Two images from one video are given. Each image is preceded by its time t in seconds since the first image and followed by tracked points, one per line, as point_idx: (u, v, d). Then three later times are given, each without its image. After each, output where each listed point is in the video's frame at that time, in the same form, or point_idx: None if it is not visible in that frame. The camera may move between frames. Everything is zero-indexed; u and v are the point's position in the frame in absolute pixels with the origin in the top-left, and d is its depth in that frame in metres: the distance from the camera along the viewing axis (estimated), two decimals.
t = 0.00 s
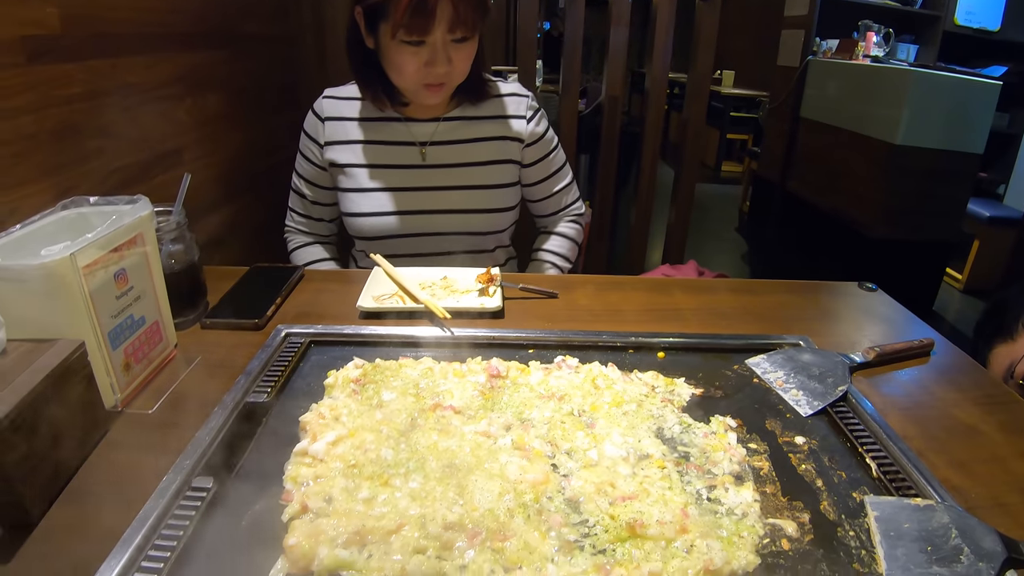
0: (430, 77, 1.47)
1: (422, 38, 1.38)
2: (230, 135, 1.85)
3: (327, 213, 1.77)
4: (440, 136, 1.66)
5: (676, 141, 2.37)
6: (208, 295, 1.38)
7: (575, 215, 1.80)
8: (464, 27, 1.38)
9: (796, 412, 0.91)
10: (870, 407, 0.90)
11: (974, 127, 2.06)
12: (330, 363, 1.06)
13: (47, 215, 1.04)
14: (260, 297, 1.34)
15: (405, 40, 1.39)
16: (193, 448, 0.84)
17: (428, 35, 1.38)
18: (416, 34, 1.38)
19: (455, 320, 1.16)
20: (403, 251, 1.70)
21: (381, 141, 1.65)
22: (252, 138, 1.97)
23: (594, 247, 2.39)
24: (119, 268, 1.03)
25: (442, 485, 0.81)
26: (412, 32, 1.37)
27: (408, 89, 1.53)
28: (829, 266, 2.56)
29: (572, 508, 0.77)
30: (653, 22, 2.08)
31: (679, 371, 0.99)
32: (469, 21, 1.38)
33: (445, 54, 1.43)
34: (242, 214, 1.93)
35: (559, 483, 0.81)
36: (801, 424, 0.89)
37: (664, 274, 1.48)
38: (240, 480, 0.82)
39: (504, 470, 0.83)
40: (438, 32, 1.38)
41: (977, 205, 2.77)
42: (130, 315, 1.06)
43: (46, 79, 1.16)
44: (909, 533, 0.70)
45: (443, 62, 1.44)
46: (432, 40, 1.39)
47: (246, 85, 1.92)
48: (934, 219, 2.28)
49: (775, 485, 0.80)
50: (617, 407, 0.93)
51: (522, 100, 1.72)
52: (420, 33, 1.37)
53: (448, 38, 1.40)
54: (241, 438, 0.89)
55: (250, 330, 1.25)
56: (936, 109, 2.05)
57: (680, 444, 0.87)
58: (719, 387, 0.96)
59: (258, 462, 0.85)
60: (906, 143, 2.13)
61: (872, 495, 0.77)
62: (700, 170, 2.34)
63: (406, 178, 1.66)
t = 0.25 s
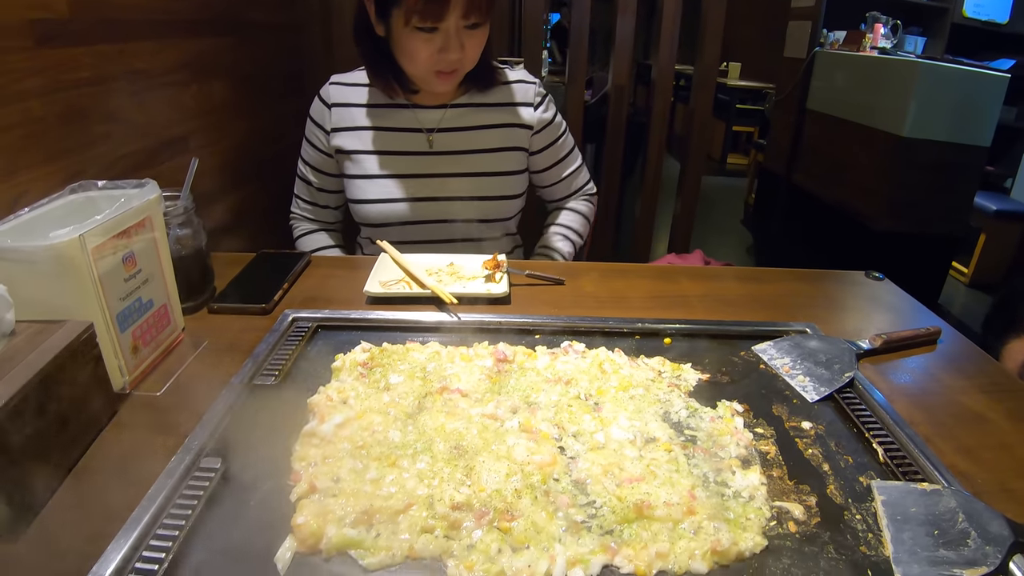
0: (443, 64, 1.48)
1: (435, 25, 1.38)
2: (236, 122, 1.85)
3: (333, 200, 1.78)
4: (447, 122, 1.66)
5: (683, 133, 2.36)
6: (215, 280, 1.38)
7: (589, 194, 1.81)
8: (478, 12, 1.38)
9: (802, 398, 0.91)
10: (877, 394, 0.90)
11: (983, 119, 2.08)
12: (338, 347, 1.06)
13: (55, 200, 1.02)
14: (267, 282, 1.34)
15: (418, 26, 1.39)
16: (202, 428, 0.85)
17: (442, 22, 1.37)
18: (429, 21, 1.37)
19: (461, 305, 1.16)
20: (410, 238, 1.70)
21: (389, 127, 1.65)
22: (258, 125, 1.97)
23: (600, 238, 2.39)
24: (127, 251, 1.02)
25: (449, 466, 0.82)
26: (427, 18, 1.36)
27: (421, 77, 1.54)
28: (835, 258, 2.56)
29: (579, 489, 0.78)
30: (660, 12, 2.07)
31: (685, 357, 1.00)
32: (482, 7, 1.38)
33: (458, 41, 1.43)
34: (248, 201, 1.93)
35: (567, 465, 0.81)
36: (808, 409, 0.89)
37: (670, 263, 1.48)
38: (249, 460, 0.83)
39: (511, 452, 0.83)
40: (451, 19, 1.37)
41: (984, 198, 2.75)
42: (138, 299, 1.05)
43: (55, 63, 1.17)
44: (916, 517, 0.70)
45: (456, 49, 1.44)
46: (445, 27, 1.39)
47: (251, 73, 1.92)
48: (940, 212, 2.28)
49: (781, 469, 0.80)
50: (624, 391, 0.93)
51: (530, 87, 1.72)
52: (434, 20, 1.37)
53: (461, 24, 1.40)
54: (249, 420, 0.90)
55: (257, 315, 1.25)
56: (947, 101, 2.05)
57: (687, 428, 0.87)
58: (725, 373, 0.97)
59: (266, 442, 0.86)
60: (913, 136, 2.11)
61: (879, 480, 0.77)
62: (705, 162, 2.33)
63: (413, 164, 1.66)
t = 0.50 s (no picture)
0: (450, 54, 1.47)
1: (444, 15, 1.37)
2: (241, 111, 1.84)
3: (338, 189, 1.78)
4: (454, 111, 1.66)
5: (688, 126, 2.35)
6: (220, 268, 1.38)
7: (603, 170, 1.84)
8: (487, 3, 1.37)
9: (808, 387, 0.91)
10: (884, 383, 0.90)
11: (990, 113, 2.06)
12: (343, 334, 1.07)
13: (61, 185, 1.02)
14: (272, 270, 1.34)
15: (426, 16, 1.38)
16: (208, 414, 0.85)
17: (450, 12, 1.37)
18: (437, 10, 1.36)
19: (466, 293, 1.16)
20: (415, 227, 1.70)
21: (395, 115, 1.64)
22: (262, 114, 1.97)
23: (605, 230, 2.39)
24: (134, 237, 1.01)
25: (455, 451, 0.82)
26: (435, 8, 1.35)
27: (427, 66, 1.53)
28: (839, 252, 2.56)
29: (585, 475, 0.78)
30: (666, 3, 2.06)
31: (690, 345, 1.00)
32: None
33: (466, 31, 1.42)
34: (252, 190, 1.93)
35: (572, 452, 0.81)
36: (813, 398, 0.89)
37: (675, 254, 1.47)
38: (254, 447, 0.83)
39: (517, 437, 0.84)
40: (459, 9, 1.37)
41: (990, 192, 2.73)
42: (144, 284, 1.05)
43: (60, 49, 1.16)
44: (922, 505, 0.70)
45: (464, 39, 1.43)
46: (454, 17, 1.38)
47: (256, 61, 1.91)
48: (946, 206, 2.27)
49: (787, 456, 0.80)
50: (629, 378, 0.94)
51: (538, 75, 1.71)
52: (442, 10, 1.36)
53: (470, 14, 1.39)
54: (255, 405, 0.90)
55: (263, 302, 1.25)
56: (954, 96, 2.02)
57: (693, 415, 0.88)
58: (731, 361, 0.97)
59: (272, 428, 0.86)
60: (919, 129, 2.11)
61: (885, 468, 0.77)
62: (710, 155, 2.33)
63: (420, 153, 1.66)
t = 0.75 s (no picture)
0: (449, 49, 1.47)
1: (443, 12, 1.36)
2: (243, 103, 1.84)
3: (341, 181, 1.77)
4: (457, 103, 1.65)
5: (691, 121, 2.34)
6: (222, 259, 1.38)
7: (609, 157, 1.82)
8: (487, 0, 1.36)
9: (812, 378, 0.91)
10: (887, 375, 0.90)
11: (992, 108, 2.04)
12: (346, 324, 1.07)
13: (64, 175, 1.01)
14: (275, 262, 1.34)
15: (426, 12, 1.37)
16: (211, 403, 0.85)
17: (450, 8, 1.36)
18: (437, 7, 1.36)
19: (469, 285, 1.16)
20: (418, 220, 1.70)
21: (399, 108, 1.64)
22: (264, 107, 1.96)
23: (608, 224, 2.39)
24: (136, 227, 1.01)
25: (458, 441, 0.82)
26: (434, 5, 1.34)
27: (426, 58, 1.53)
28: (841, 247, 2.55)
29: (588, 465, 0.78)
30: None
31: (693, 337, 1.00)
32: None
33: (465, 27, 1.42)
34: (255, 183, 1.93)
35: (574, 443, 0.81)
36: (817, 390, 0.89)
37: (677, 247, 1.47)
38: (257, 436, 0.83)
39: (519, 428, 0.84)
40: (458, 6, 1.36)
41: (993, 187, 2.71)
42: (147, 274, 1.05)
43: (63, 40, 1.16)
44: (925, 497, 0.70)
45: (463, 35, 1.43)
46: (453, 13, 1.38)
47: (258, 54, 1.91)
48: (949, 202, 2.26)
49: (790, 448, 0.80)
50: (632, 370, 0.93)
51: (542, 68, 1.71)
52: (441, 6, 1.35)
53: (470, 11, 1.38)
54: (257, 396, 0.90)
55: (266, 293, 1.25)
56: (956, 93, 2.02)
57: (695, 407, 0.87)
58: (734, 353, 0.97)
59: (275, 418, 0.86)
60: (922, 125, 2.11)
61: (888, 460, 0.77)
62: (713, 150, 2.32)
63: (423, 145, 1.65)
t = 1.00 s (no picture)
0: (450, 45, 1.46)
1: (444, 8, 1.36)
2: (245, 99, 1.84)
3: (343, 177, 1.77)
4: (459, 100, 1.65)
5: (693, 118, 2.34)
6: (224, 256, 1.38)
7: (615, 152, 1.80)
8: None
9: (815, 377, 0.91)
10: (891, 374, 0.90)
11: (997, 105, 1.99)
12: (348, 322, 1.06)
13: (65, 171, 1.01)
14: (277, 258, 1.34)
15: (427, 8, 1.37)
16: (213, 401, 0.85)
17: (451, 5, 1.35)
18: (437, 2, 1.35)
19: (471, 282, 1.16)
20: (420, 217, 1.69)
21: (401, 104, 1.63)
22: (266, 103, 1.96)
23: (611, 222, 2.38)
24: (138, 223, 1.01)
25: (460, 439, 0.82)
26: (434, 1, 1.34)
27: (428, 54, 1.52)
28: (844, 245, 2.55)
29: (591, 463, 0.78)
30: None
31: (697, 335, 1.00)
32: None
33: (466, 24, 1.41)
34: (257, 180, 1.93)
35: (577, 441, 0.81)
36: (820, 388, 0.89)
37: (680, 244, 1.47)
38: (259, 434, 0.83)
39: (522, 425, 0.84)
40: (459, 3, 1.35)
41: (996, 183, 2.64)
42: (148, 271, 1.05)
43: (65, 36, 1.15)
44: (930, 496, 0.70)
45: (464, 31, 1.42)
46: (453, 9, 1.37)
47: (260, 50, 1.90)
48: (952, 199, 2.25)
49: (794, 446, 0.80)
50: (635, 367, 0.93)
51: (544, 66, 1.70)
52: (442, 2, 1.35)
53: (471, 7, 1.37)
54: (259, 393, 0.90)
55: (268, 290, 1.25)
56: (960, 90, 2.01)
57: (699, 405, 0.87)
58: (737, 351, 0.97)
59: (277, 415, 0.86)
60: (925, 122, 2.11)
61: (892, 459, 0.77)
62: (716, 147, 2.31)
63: (424, 142, 1.65)
